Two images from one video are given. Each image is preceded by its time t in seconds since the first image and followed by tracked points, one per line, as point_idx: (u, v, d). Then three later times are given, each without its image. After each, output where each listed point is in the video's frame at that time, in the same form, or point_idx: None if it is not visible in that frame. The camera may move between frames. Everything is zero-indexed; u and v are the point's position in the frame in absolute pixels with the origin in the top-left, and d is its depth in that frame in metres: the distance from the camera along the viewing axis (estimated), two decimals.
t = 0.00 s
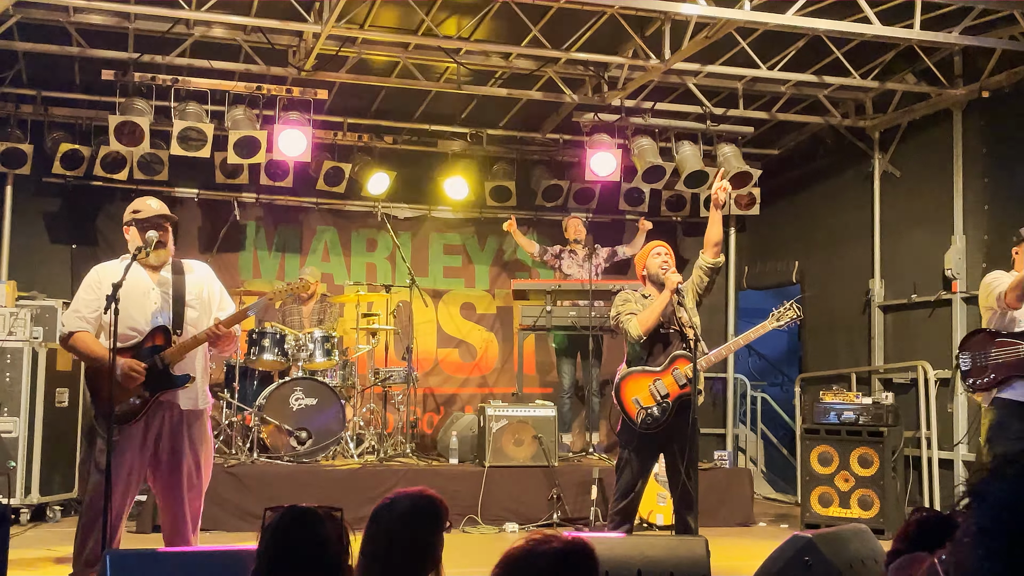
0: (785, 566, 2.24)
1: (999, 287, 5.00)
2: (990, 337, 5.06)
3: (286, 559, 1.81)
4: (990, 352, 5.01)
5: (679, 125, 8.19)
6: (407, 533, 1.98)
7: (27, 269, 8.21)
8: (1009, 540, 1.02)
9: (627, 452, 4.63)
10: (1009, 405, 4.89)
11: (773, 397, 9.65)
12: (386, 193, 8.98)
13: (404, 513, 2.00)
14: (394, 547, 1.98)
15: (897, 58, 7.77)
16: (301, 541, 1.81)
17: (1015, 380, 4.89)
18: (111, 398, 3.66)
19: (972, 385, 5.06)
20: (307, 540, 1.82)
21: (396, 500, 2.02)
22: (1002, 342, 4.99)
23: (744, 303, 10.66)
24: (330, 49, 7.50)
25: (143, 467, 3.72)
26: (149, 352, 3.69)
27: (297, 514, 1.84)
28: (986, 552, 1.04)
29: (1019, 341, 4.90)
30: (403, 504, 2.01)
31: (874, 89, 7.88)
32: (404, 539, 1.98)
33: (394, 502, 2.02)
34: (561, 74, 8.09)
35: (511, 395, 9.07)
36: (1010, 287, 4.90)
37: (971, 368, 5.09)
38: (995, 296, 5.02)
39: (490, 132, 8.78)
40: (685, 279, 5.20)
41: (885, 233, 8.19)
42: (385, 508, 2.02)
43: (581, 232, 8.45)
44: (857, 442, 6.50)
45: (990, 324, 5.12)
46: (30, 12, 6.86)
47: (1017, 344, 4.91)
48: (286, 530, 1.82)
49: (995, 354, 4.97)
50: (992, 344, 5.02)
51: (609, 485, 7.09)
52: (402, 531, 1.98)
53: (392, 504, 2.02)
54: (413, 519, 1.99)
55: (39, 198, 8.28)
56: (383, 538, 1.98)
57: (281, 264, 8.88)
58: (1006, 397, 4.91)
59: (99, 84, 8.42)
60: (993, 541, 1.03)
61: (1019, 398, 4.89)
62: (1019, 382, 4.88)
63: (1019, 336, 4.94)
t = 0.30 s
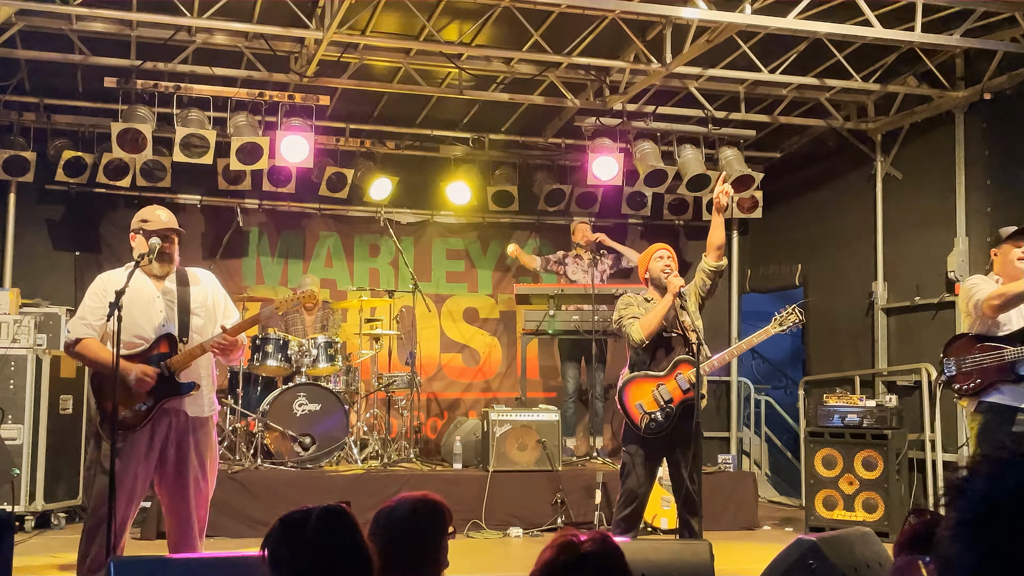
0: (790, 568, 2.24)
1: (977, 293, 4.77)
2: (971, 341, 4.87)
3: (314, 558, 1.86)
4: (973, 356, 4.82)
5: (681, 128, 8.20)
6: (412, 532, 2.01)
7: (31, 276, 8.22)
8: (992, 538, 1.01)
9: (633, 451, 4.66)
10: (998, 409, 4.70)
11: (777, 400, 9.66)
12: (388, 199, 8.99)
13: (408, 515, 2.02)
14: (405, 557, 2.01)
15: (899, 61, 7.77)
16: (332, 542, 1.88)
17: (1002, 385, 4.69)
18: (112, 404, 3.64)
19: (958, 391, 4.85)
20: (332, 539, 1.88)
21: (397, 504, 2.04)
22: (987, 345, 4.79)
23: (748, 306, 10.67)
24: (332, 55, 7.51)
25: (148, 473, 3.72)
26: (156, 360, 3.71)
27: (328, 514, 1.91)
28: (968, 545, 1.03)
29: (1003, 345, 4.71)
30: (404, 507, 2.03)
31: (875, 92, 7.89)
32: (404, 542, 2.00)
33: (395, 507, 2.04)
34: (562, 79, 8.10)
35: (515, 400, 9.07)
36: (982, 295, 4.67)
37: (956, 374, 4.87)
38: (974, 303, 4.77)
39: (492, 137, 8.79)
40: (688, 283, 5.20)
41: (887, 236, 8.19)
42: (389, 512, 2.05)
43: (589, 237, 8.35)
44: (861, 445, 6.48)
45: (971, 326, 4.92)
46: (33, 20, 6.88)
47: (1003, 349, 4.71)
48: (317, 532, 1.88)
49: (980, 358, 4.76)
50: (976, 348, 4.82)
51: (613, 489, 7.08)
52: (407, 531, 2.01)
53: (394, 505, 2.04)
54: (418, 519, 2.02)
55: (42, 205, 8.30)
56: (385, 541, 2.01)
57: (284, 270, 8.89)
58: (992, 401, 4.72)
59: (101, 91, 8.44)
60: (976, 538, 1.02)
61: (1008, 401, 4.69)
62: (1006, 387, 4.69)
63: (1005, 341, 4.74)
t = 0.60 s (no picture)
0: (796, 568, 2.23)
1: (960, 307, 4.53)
2: (963, 352, 4.64)
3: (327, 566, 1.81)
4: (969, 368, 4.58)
5: (683, 132, 8.20)
6: (425, 534, 1.96)
7: (33, 283, 8.23)
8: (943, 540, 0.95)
9: (631, 462, 4.69)
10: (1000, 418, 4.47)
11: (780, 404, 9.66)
12: (390, 204, 9.00)
13: (416, 518, 1.99)
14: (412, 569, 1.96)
15: (900, 64, 7.78)
16: (344, 549, 1.83)
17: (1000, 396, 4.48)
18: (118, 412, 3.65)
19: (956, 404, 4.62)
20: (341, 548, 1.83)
21: (406, 508, 2.02)
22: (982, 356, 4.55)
23: (750, 310, 10.67)
24: (333, 62, 7.51)
25: (153, 481, 3.72)
26: (162, 367, 3.71)
27: (346, 518, 1.88)
28: (920, 541, 0.98)
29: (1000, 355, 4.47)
30: (415, 512, 2.00)
31: (877, 96, 7.89)
32: (414, 550, 1.95)
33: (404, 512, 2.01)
34: (564, 84, 8.11)
35: (518, 405, 9.07)
36: (968, 310, 4.43)
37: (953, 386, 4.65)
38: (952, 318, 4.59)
39: (493, 142, 8.80)
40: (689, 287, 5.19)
41: (890, 239, 8.19)
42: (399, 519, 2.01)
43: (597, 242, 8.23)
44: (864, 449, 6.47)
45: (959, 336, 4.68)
46: (35, 28, 6.89)
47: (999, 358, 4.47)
48: (330, 538, 1.84)
49: (975, 370, 4.53)
50: (969, 360, 4.58)
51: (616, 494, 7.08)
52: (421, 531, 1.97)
53: (403, 512, 2.02)
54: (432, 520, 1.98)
55: (45, 213, 8.32)
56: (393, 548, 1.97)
57: (287, 276, 8.90)
58: (994, 411, 4.50)
59: (104, 99, 8.47)
60: (927, 540, 0.97)
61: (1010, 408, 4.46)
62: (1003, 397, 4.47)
63: (1000, 350, 4.49)
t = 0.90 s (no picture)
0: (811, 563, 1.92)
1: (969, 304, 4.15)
2: (971, 354, 4.25)
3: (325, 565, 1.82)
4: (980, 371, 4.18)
5: (684, 137, 8.21)
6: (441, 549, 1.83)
7: (36, 290, 8.24)
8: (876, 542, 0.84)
9: (630, 467, 4.66)
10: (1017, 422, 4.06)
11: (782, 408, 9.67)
12: (393, 210, 9.02)
13: (431, 529, 1.85)
14: None
15: (901, 68, 7.79)
16: (341, 549, 1.83)
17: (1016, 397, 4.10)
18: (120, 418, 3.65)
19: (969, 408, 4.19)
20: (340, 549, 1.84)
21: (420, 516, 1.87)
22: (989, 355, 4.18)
23: (753, 314, 10.68)
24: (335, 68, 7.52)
25: (156, 488, 3.72)
26: (165, 373, 3.72)
27: (340, 520, 1.88)
28: (856, 545, 0.85)
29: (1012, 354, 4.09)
30: (429, 520, 1.86)
31: (878, 100, 7.90)
32: (430, 559, 1.82)
33: (418, 518, 1.87)
34: (565, 89, 8.12)
35: (520, 410, 9.07)
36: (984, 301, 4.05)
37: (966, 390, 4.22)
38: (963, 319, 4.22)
39: (495, 148, 8.82)
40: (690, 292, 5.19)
41: (892, 243, 8.19)
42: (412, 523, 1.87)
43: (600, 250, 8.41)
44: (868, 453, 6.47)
45: (966, 338, 4.29)
46: (37, 36, 6.90)
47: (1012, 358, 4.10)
48: (326, 543, 1.84)
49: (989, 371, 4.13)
50: (980, 359, 4.18)
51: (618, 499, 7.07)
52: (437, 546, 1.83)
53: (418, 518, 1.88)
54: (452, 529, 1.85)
55: (48, 220, 8.33)
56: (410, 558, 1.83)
57: (289, 282, 8.91)
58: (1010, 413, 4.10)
59: (106, 106, 8.48)
60: (860, 543, 0.85)
61: None
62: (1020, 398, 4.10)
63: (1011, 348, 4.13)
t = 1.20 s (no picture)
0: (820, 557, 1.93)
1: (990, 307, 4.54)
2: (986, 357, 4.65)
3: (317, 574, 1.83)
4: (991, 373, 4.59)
5: (686, 143, 8.22)
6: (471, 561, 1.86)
7: (40, 297, 8.26)
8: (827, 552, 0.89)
9: (630, 473, 4.65)
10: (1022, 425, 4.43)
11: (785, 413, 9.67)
12: (396, 217, 9.03)
13: (458, 541, 1.87)
14: None
15: (903, 74, 7.80)
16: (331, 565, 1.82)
17: None
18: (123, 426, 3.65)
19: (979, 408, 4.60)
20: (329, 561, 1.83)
21: (447, 527, 1.88)
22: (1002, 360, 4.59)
23: (756, 320, 10.69)
24: (337, 75, 7.53)
25: (160, 495, 3.73)
26: (169, 381, 3.74)
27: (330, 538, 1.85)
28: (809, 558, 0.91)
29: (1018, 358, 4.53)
30: (457, 532, 1.87)
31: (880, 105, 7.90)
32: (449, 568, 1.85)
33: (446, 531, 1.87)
34: (567, 95, 8.12)
35: (523, 416, 9.07)
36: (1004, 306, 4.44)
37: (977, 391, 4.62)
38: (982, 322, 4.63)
39: (497, 154, 8.83)
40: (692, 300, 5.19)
41: (894, 248, 8.19)
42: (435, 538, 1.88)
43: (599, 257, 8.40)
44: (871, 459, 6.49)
45: (984, 342, 4.69)
46: (40, 44, 6.92)
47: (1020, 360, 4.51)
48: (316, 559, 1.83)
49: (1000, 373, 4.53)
50: (995, 363, 4.59)
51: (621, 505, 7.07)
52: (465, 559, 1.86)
53: (443, 529, 1.88)
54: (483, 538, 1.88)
55: (52, 227, 8.35)
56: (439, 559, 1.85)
57: (292, 289, 8.92)
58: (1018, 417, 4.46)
59: (110, 114, 8.50)
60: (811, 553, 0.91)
61: None
62: None
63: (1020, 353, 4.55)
